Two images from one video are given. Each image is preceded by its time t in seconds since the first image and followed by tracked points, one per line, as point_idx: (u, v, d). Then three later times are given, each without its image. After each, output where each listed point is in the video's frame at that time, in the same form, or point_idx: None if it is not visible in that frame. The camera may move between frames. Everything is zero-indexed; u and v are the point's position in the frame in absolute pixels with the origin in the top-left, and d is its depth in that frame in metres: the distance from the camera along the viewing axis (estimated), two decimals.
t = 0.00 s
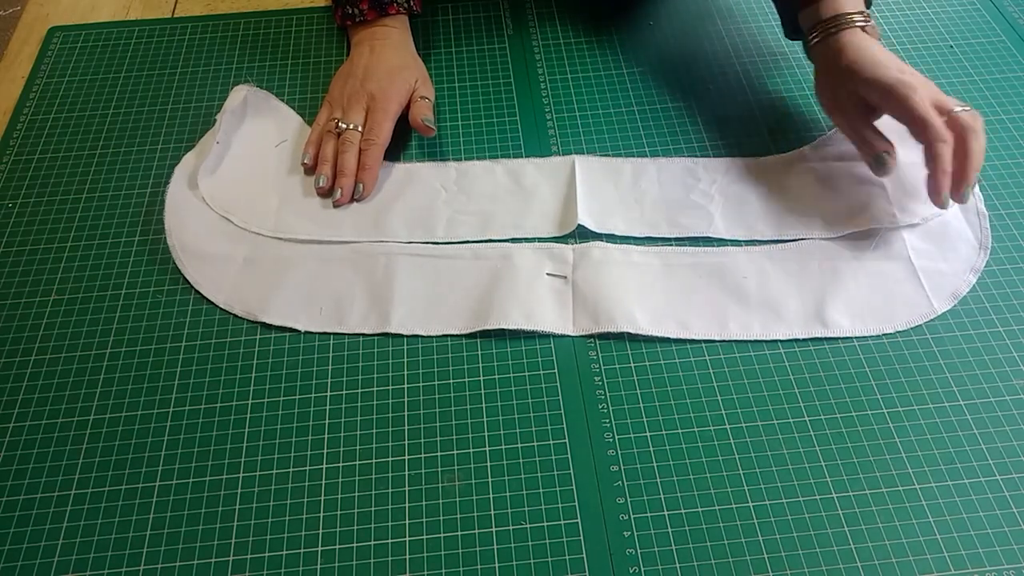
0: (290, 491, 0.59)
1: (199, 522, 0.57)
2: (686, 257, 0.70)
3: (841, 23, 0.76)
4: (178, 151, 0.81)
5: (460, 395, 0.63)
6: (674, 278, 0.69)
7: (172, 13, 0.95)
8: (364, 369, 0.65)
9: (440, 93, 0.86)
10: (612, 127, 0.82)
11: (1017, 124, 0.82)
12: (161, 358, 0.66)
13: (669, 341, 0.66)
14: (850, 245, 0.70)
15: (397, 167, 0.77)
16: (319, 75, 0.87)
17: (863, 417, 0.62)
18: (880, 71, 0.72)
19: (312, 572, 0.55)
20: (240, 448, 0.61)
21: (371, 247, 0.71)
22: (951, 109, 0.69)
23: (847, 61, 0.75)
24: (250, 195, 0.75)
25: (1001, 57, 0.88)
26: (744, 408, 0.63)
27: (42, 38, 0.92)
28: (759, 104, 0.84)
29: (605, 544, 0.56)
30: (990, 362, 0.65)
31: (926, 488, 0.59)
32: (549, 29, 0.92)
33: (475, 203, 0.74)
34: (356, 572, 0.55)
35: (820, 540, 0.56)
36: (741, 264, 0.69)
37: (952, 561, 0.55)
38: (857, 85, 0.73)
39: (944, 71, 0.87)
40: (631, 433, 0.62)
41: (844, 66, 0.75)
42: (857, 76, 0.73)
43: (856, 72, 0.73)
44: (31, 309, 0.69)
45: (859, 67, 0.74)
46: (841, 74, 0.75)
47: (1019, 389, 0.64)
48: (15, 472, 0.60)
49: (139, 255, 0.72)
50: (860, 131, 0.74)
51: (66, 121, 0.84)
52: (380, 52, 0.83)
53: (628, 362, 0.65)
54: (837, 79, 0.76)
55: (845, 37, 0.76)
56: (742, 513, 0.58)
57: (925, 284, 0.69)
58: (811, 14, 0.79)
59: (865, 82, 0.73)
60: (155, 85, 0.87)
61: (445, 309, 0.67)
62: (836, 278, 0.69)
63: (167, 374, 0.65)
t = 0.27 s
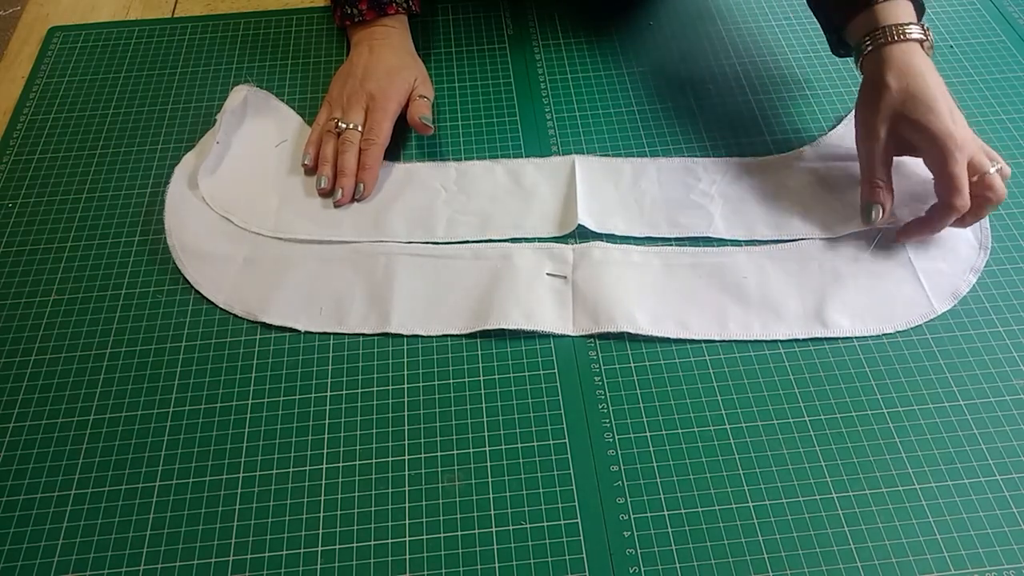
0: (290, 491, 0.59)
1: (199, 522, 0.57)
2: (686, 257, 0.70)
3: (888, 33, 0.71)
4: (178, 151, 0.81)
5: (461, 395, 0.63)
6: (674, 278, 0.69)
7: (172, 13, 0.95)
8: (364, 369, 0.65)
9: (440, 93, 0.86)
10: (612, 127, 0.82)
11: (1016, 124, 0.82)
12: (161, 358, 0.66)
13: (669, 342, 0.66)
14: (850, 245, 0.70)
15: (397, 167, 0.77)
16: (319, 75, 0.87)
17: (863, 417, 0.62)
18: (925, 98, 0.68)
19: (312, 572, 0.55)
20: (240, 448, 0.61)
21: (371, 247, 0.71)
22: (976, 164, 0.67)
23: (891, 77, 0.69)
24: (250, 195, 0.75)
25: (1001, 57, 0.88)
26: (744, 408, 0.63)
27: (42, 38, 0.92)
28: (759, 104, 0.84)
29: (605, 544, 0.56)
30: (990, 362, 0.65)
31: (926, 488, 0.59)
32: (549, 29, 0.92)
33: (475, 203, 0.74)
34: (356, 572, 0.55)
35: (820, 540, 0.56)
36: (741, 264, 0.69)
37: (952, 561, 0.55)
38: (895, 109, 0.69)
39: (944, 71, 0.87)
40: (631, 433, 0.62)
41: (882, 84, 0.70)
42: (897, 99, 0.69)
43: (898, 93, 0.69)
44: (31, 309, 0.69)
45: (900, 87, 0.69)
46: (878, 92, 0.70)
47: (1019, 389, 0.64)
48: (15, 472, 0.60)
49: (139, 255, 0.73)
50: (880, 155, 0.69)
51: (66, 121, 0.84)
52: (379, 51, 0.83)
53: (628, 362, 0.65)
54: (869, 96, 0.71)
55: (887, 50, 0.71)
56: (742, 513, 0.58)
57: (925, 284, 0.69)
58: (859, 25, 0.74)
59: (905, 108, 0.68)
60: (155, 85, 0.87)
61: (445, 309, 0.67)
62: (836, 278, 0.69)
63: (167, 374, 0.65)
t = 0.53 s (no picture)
0: (290, 491, 0.59)
1: (199, 522, 0.57)
2: (686, 257, 0.70)
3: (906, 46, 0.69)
4: (177, 151, 0.81)
5: (461, 395, 0.63)
6: (674, 278, 0.69)
7: (172, 13, 0.95)
8: (364, 369, 0.65)
9: (440, 93, 0.86)
10: (612, 127, 0.82)
11: (1017, 124, 0.82)
12: (161, 358, 0.66)
13: (668, 342, 0.66)
14: (850, 246, 0.70)
15: (397, 167, 0.77)
16: (319, 75, 0.87)
17: (863, 417, 0.62)
18: (943, 117, 0.66)
19: (312, 572, 0.55)
20: (240, 448, 0.61)
21: (370, 247, 0.71)
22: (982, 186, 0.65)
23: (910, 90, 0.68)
24: (250, 195, 0.75)
25: (1001, 57, 0.88)
26: (744, 408, 0.63)
27: (42, 38, 0.92)
28: (759, 104, 0.84)
29: (605, 544, 0.56)
30: (990, 362, 0.65)
31: (926, 488, 0.59)
32: (549, 29, 0.92)
33: (475, 203, 0.74)
34: (356, 572, 0.55)
35: (820, 540, 0.56)
36: (741, 264, 0.69)
37: (952, 561, 0.55)
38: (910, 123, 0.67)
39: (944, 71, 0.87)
40: (631, 433, 0.62)
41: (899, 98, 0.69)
42: (915, 115, 0.67)
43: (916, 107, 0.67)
44: (31, 309, 0.69)
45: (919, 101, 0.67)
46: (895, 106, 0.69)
47: (1019, 389, 0.64)
48: (15, 472, 0.60)
49: (139, 255, 0.73)
50: (893, 169, 0.68)
51: (67, 121, 0.84)
52: (379, 51, 0.83)
53: (628, 362, 0.65)
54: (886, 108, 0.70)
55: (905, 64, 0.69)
56: (742, 513, 0.58)
57: (925, 283, 0.69)
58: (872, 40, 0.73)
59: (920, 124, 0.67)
60: (155, 85, 0.87)
61: (445, 309, 0.67)
62: (836, 278, 0.69)
63: (168, 374, 0.65)
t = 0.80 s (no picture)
0: (290, 491, 0.59)
1: (199, 522, 0.57)
2: (686, 257, 0.70)
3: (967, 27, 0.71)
4: (178, 151, 0.81)
5: (461, 395, 0.63)
6: (674, 278, 0.69)
7: (172, 13, 0.95)
8: (364, 369, 0.65)
9: (440, 93, 0.86)
10: (612, 127, 0.82)
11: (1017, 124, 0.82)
12: (161, 358, 0.66)
13: (668, 342, 0.66)
14: (850, 246, 0.70)
15: (397, 167, 0.77)
16: (319, 75, 0.87)
17: (863, 417, 0.62)
18: None
19: (312, 572, 0.55)
20: (240, 449, 0.61)
21: (370, 247, 0.71)
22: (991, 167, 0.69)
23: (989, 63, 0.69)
24: (249, 195, 0.75)
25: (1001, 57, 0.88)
26: (744, 408, 0.63)
27: (42, 38, 0.92)
28: (759, 104, 0.84)
29: (605, 544, 0.56)
30: (990, 362, 0.66)
31: (926, 488, 0.59)
32: (549, 29, 0.92)
33: (475, 203, 0.74)
34: (356, 572, 0.55)
35: (820, 540, 0.56)
36: (741, 264, 0.69)
37: (952, 561, 0.55)
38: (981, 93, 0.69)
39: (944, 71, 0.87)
40: (631, 433, 0.62)
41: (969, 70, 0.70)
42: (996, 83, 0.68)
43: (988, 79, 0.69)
44: (31, 309, 0.69)
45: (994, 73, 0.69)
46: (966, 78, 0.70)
47: (1019, 389, 0.64)
48: (15, 472, 0.60)
49: (139, 255, 0.73)
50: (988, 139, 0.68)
51: (67, 121, 0.84)
52: (379, 51, 0.83)
53: (628, 362, 0.65)
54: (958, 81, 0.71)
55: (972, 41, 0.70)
56: (742, 513, 0.58)
57: (925, 284, 0.69)
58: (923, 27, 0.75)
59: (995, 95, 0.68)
60: (155, 86, 0.87)
61: (445, 309, 0.67)
62: (836, 278, 0.69)
63: (168, 374, 0.65)
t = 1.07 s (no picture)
0: (290, 491, 0.59)
1: (199, 522, 0.57)
2: (686, 257, 0.70)
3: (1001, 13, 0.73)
4: (178, 151, 0.81)
5: (460, 395, 0.63)
6: (674, 278, 0.69)
7: (172, 13, 0.95)
8: (364, 369, 0.65)
9: (440, 93, 0.86)
10: (612, 127, 0.82)
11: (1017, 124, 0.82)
12: (161, 358, 0.66)
13: (669, 342, 0.66)
14: (850, 246, 0.70)
15: (397, 167, 0.77)
16: (319, 75, 0.87)
17: (863, 417, 0.62)
18: None
19: (312, 572, 0.55)
20: (240, 449, 0.61)
21: (370, 247, 0.71)
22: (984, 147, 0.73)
23: None
24: (249, 194, 0.75)
25: (1000, 57, 0.88)
26: (744, 408, 0.63)
27: (42, 38, 0.92)
28: (759, 104, 0.84)
29: (605, 544, 0.56)
30: (990, 362, 0.65)
31: (926, 488, 0.59)
32: (549, 29, 0.92)
33: (475, 203, 0.75)
34: (356, 572, 0.55)
35: (820, 540, 0.56)
36: (741, 264, 0.69)
37: (952, 561, 0.55)
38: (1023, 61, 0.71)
39: (944, 71, 0.87)
40: (631, 433, 0.62)
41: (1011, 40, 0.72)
42: None
43: None
44: (31, 309, 0.69)
45: None
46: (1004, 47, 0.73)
47: (1019, 389, 0.64)
48: (15, 472, 0.60)
49: (139, 255, 0.73)
50: None
51: (67, 121, 0.84)
52: (379, 51, 0.83)
53: (628, 362, 0.65)
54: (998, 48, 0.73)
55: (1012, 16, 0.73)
56: (742, 513, 0.58)
57: (925, 284, 0.69)
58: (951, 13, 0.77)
59: None
60: (155, 85, 0.87)
61: (445, 310, 0.67)
62: (836, 278, 0.69)
63: (168, 374, 0.65)
